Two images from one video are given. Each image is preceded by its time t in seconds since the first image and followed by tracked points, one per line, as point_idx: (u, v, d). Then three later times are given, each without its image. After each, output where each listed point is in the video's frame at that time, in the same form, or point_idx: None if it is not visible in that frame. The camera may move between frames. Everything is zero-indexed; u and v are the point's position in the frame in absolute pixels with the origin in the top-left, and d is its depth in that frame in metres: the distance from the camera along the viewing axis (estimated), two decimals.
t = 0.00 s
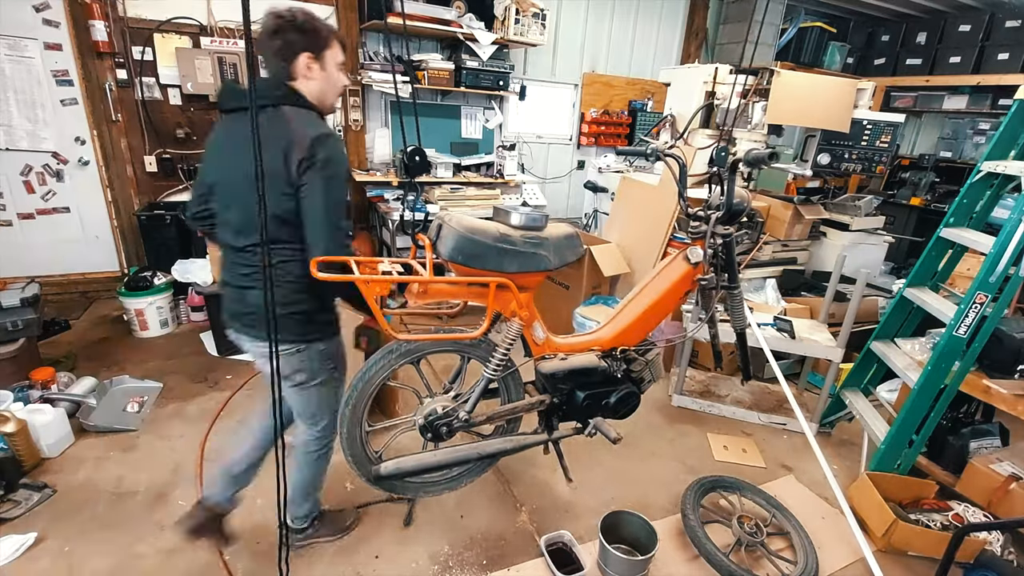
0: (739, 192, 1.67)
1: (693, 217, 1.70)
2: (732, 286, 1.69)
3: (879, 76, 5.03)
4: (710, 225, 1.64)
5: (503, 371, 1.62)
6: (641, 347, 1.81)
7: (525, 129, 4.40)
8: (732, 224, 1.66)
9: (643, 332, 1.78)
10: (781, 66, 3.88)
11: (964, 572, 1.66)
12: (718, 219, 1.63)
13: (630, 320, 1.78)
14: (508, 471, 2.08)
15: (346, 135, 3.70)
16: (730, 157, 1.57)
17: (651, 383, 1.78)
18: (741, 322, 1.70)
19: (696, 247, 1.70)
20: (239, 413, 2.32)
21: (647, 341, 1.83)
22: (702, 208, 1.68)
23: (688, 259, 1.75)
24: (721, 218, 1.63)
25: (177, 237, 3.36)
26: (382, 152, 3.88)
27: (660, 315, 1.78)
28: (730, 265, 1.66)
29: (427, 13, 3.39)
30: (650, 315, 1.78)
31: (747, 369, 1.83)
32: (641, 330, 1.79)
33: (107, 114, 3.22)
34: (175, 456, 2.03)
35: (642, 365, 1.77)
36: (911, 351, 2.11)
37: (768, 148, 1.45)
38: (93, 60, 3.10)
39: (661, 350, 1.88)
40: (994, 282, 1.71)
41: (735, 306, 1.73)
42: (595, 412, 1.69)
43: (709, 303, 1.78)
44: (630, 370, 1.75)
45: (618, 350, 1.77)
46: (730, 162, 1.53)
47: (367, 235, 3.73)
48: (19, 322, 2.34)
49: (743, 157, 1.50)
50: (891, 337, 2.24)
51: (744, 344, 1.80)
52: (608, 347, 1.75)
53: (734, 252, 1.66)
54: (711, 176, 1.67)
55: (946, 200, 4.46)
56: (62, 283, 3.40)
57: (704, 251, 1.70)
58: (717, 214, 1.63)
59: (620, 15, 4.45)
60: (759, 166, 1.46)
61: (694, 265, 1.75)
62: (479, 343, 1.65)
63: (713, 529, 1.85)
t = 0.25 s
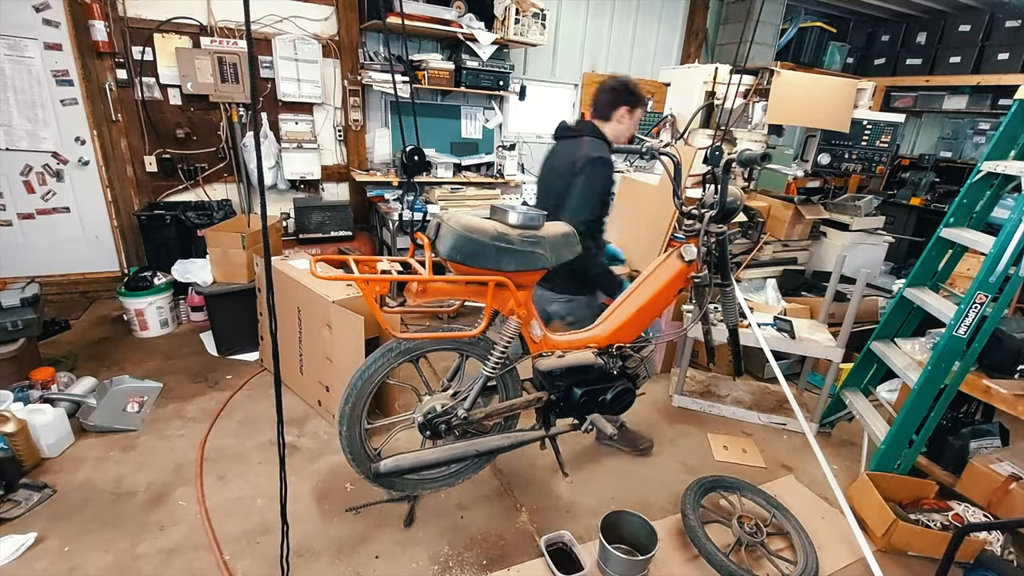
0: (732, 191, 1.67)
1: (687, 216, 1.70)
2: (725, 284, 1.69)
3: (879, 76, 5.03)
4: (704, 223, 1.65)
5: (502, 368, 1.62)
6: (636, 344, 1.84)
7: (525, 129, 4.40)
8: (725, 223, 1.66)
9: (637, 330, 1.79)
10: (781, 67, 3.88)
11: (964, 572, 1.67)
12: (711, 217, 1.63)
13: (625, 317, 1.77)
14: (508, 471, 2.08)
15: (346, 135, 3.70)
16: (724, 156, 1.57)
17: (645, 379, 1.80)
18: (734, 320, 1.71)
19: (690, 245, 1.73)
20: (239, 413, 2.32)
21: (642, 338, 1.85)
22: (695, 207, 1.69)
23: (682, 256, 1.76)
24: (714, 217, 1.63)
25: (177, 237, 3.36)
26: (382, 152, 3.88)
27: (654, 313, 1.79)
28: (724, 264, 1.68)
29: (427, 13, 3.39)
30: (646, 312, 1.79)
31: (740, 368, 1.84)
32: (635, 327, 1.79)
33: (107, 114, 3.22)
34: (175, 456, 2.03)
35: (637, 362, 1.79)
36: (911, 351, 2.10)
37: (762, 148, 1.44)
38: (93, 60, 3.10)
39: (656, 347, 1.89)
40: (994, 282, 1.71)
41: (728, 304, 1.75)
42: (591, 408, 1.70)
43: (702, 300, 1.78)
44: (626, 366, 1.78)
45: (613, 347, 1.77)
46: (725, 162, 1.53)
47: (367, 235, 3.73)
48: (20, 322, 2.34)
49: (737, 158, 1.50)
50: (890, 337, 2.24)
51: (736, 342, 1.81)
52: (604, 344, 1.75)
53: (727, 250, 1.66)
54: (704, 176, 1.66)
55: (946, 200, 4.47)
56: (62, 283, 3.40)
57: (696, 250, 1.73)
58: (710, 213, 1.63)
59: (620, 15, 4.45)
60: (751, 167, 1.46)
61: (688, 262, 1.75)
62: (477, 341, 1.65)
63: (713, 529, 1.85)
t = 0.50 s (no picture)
0: (742, 193, 1.67)
1: (697, 218, 1.69)
2: (737, 286, 1.69)
3: (879, 76, 5.03)
4: (715, 225, 1.64)
5: (508, 376, 1.61)
6: (646, 350, 1.83)
7: (525, 129, 4.40)
8: (736, 224, 1.66)
9: (647, 337, 1.78)
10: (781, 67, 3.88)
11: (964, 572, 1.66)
12: (722, 219, 1.63)
13: (635, 323, 1.76)
14: (509, 471, 2.08)
15: (346, 135, 3.70)
16: (734, 157, 1.58)
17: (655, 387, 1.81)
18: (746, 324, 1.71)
19: (701, 249, 1.70)
20: (238, 413, 2.32)
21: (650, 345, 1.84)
22: (705, 209, 1.69)
23: (693, 260, 1.74)
24: (725, 219, 1.63)
25: (177, 237, 3.36)
26: (382, 152, 3.88)
27: (664, 319, 1.78)
28: (736, 266, 1.69)
29: (427, 13, 3.39)
30: (656, 318, 1.77)
31: (753, 372, 1.84)
32: (647, 333, 1.78)
33: (107, 114, 3.22)
34: (175, 456, 2.03)
35: (647, 368, 1.80)
36: (911, 351, 2.10)
37: (772, 148, 1.44)
38: (93, 60, 3.10)
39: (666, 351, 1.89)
40: (994, 282, 1.71)
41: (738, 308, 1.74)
42: (601, 417, 1.69)
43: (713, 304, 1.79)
44: (636, 373, 1.79)
45: (623, 353, 1.77)
46: (735, 163, 1.52)
47: (367, 235, 3.73)
48: (20, 323, 2.34)
49: (749, 157, 1.49)
50: (891, 337, 2.24)
51: (748, 346, 1.80)
52: (613, 351, 1.75)
53: (738, 252, 1.66)
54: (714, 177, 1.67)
55: (946, 200, 4.47)
56: (62, 283, 3.41)
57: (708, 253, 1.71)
58: (721, 215, 1.63)
59: (620, 15, 4.45)
60: (764, 166, 1.46)
61: (699, 266, 1.75)
62: (484, 347, 1.65)
63: (713, 529, 1.86)
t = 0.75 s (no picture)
0: (737, 192, 1.67)
1: (691, 216, 1.69)
2: (729, 285, 1.64)
3: (879, 76, 5.03)
4: (707, 225, 1.63)
5: (503, 369, 1.61)
6: (639, 346, 1.83)
7: (525, 129, 4.40)
8: (730, 223, 1.65)
9: (641, 332, 1.79)
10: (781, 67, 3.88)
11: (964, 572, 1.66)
12: (715, 218, 1.61)
13: (629, 318, 1.78)
14: (509, 471, 2.08)
15: (346, 135, 3.70)
16: (728, 157, 1.57)
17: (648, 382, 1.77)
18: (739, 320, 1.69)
19: (694, 247, 1.72)
20: (238, 413, 2.32)
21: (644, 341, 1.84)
22: (700, 208, 1.69)
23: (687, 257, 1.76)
24: (718, 218, 1.61)
25: (177, 237, 3.36)
26: (382, 152, 3.88)
27: (658, 315, 1.79)
28: (728, 264, 1.65)
29: (427, 13, 3.39)
30: (650, 314, 1.79)
31: (745, 369, 1.83)
32: (640, 329, 1.80)
33: (107, 114, 3.22)
34: (175, 456, 2.03)
35: (640, 364, 1.76)
36: (911, 351, 2.10)
37: (766, 148, 1.44)
38: (93, 60, 3.10)
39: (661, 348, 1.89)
40: (994, 282, 1.71)
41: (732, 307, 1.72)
42: (593, 410, 1.69)
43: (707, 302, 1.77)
44: (629, 368, 1.75)
45: (616, 348, 1.78)
46: (729, 162, 1.52)
47: (367, 235, 3.73)
48: (19, 322, 2.34)
49: (742, 158, 1.49)
50: (891, 337, 2.24)
51: (741, 344, 1.80)
52: (605, 346, 1.76)
53: (731, 251, 1.63)
54: (709, 176, 1.66)
55: (946, 200, 4.47)
56: (62, 283, 3.41)
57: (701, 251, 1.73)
58: (714, 214, 1.62)
59: (620, 15, 4.45)
60: (757, 166, 1.46)
61: (692, 264, 1.76)
62: (478, 341, 1.66)
63: (713, 528, 1.86)
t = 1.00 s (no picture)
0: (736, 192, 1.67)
1: (690, 216, 1.70)
2: (729, 286, 1.64)
3: (879, 76, 5.03)
4: (706, 224, 1.63)
5: (503, 371, 1.61)
6: (639, 346, 1.83)
7: (525, 129, 4.40)
8: (730, 223, 1.65)
9: (641, 331, 1.78)
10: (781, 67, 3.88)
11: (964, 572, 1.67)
12: (715, 218, 1.61)
13: (628, 318, 1.78)
14: (509, 471, 2.08)
15: (346, 135, 3.70)
16: (728, 156, 1.57)
17: (648, 382, 1.77)
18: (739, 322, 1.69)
19: (692, 246, 1.72)
20: (238, 413, 2.32)
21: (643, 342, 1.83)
22: (699, 208, 1.68)
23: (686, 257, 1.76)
24: (717, 217, 1.61)
25: (177, 237, 3.36)
26: (382, 152, 3.88)
27: (657, 314, 1.79)
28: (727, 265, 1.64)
29: (427, 13, 3.39)
30: (649, 314, 1.79)
31: (745, 368, 1.83)
32: (640, 329, 1.79)
33: (107, 114, 3.22)
34: (175, 456, 2.03)
35: (640, 364, 1.77)
36: (911, 351, 2.10)
37: (765, 148, 1.44)
38: (93, 60, 3.10)
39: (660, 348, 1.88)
40: (994, 282, 1.71)
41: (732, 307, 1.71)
42: (594, 411, 1.69)
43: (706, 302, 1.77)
44: (629, 368, 1.76)
45: (617, 349, 1.78)
46: (728, 162, 1.52)
47: (367, 235, 3.73)
48: (19, 322, 2.34)
49: (741, 157, 1.49)
50: (890, 337, 2.24)
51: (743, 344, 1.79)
52: (606, 346, 1.76)
53: (731, 251, 1.62)
54: (709, 176, 1.66)
55: (946, 200, 4.47)
56: (62, 283, 3.41)
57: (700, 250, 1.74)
58: (713, 213, 1.61)
59: (620, 15, 4.45)
60: (755, 166, 1.46)
61: (692, 264, 1.76)
62: (479, 342, 1.65)
63: (713, 528, 1.86)
